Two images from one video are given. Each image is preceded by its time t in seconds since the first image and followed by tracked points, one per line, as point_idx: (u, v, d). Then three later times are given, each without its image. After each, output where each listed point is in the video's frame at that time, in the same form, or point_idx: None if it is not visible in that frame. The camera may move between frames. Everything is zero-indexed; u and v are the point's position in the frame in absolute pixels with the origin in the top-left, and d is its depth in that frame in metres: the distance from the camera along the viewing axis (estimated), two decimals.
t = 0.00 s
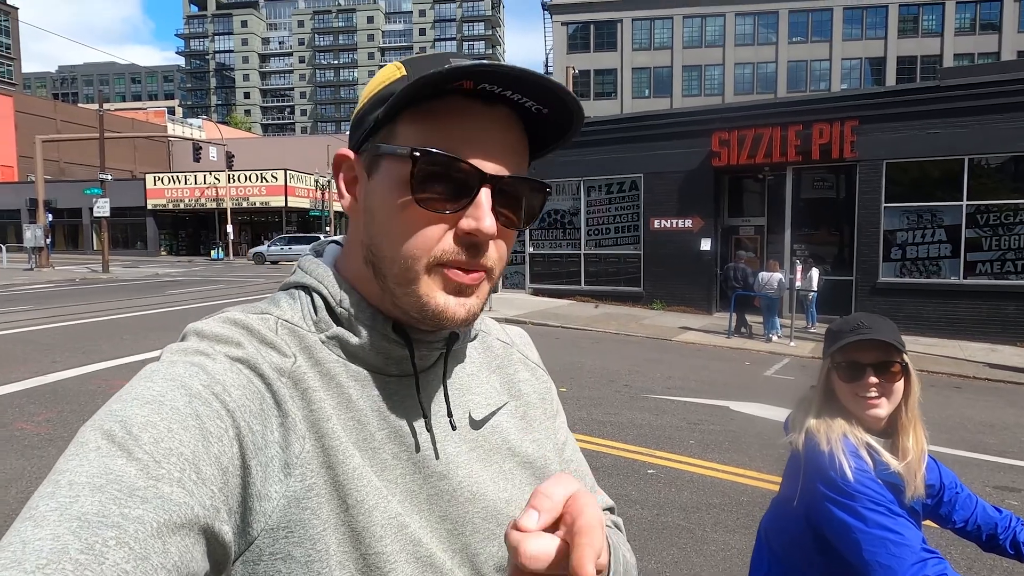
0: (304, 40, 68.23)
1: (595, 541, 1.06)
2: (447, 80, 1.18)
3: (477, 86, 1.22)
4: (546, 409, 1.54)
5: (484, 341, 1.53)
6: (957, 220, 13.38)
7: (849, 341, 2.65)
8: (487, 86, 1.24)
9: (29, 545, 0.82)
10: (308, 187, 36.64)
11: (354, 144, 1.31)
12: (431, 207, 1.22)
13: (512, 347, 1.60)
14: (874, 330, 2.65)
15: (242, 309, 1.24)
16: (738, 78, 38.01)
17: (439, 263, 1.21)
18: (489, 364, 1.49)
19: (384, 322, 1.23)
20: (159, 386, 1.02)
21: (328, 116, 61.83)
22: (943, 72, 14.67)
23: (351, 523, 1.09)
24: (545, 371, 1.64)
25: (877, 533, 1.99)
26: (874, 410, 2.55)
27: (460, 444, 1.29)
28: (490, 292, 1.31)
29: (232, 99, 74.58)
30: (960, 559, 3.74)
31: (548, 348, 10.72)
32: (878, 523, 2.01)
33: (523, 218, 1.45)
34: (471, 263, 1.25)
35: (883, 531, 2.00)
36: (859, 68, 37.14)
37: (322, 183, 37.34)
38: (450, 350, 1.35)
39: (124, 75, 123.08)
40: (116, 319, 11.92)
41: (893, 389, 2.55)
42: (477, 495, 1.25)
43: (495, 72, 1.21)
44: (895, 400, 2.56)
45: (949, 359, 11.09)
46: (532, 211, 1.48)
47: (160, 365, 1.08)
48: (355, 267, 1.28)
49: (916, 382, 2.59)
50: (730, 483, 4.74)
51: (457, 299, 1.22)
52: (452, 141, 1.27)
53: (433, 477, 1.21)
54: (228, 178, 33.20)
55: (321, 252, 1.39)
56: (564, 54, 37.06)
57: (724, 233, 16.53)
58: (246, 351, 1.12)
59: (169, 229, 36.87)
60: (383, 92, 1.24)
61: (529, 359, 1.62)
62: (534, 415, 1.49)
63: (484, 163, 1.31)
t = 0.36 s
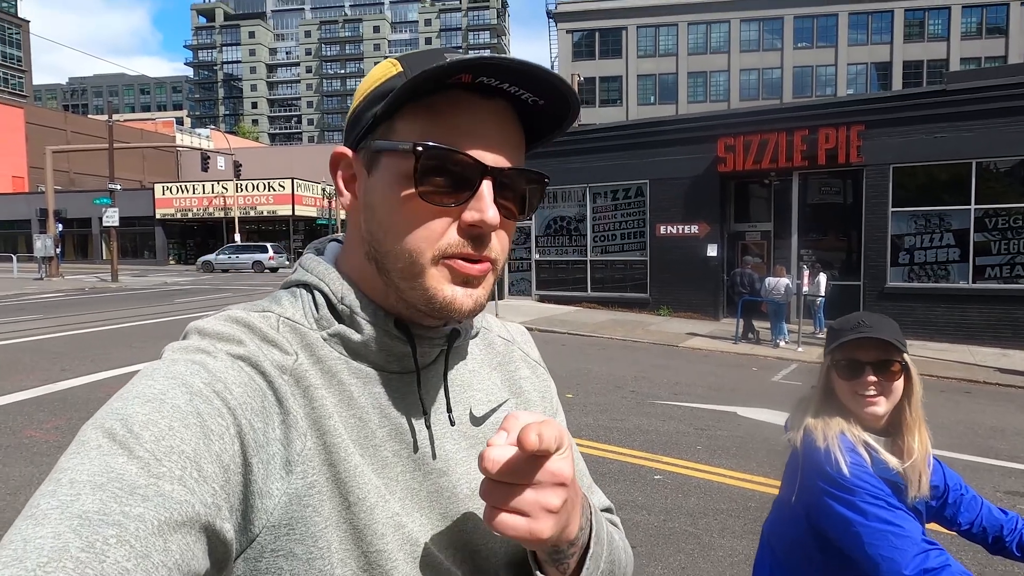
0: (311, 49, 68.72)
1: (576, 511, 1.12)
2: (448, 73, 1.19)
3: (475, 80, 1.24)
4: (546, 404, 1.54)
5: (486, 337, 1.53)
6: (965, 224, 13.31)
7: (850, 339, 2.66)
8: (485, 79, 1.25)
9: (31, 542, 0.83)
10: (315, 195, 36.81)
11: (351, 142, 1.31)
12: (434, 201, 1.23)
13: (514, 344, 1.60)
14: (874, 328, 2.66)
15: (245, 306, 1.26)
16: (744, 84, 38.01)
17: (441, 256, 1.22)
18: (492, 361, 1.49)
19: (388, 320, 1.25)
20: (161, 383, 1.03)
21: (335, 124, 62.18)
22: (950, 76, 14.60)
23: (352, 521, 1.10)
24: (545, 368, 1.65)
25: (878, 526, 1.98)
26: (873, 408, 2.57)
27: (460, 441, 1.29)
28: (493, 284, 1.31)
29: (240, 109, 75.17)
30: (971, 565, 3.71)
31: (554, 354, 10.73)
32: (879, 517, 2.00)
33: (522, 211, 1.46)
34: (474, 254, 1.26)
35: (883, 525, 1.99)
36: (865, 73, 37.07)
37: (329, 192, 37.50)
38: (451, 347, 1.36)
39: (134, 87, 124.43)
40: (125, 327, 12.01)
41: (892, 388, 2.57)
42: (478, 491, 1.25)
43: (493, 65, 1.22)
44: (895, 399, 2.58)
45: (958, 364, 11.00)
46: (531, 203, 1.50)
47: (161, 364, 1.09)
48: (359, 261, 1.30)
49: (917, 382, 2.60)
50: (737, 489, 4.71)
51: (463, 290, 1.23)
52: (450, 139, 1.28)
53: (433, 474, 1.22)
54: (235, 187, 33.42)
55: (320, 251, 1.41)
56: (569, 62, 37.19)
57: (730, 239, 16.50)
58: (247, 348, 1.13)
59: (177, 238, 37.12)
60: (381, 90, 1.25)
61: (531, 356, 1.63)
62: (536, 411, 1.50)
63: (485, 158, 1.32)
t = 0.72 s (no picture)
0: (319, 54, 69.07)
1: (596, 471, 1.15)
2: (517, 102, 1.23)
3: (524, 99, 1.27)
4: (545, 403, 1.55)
5: (486, 335, 1.54)
6: (979, 219, 13.18)
7: (826, 328, 2.73)
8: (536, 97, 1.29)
9: (29, 543, 0.84)
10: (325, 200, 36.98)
11: (376, 159, 1.22)
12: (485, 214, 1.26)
13: (513, 341, 1.60)
14: (849, 316, 2.72)
15: (243, 309, 1.27)
16: (752, 81, 37.79)
17: (501, 265, 1.28)
18: (489, 358, 1.49)
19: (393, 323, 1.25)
20: (159, 385, 1.04)
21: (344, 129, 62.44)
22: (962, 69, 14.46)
23: (352, 520, 1.10)
24: (546, 364, 1.65)
25: (801, 507, 2.13)
26: (849, 391, 2.62)
27: (459, 440, 1.30)
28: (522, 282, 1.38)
29: (250, 115, 75.71)
30: (988, 564, 3.68)
31: (565, 354, 10.71)
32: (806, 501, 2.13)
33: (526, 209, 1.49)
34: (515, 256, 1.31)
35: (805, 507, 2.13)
36: (876, 68, 36.74)
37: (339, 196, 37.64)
38: (451, 348, 1.35)
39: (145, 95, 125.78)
40: (138, 333, 12.10)
41: (867, 372, 2.62)
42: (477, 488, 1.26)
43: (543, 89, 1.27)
44: (869, 382, 2.62)
45: (973, 360, 10.88)
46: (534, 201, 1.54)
47: (160, 365, 1.10)
48: (395, 280, 1.26)
49: (892, 363, 2.65)
50: (748, 488, 4.68)
51: (508, 290, 1.30)
52: (491, 148, 1.27)
53: (432, 473, 1.23)
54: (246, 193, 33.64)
55: (320, 249, 1.44)
56: (577, 62, 37.13)
57: (740, 237, 16.40)
58: (245, 350, 1.14)
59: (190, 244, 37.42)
60: (421, 103, 1.19)
61: (530, 353, 1.62)
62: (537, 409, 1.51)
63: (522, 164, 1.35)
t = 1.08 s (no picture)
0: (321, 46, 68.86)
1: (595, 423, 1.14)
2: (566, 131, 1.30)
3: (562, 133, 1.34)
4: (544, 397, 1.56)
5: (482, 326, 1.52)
6: (982, 216, 13.16)
7: (803, 319, 2.77)
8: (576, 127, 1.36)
9: (29, 542, 0.84)
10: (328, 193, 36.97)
11: (427, 160, 1.20)
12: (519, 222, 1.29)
13: (507, 332, 1.60)
14: (827, 304, 2.75)
15: (243, 305, 1.28)
16: (756, 76, 37.62)
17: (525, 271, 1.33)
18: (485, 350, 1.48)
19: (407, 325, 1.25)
20: (161, 382, 1.04)
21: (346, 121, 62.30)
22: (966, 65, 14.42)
23: (352, 519, 1.11)
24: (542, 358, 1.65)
25: (749, 498, 2.30)
26: (825, 377, 2.64)
27: (459, 434, 1.31)
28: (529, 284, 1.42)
29: (252, 107, 75.58)
30: (984, 560, 3.70)
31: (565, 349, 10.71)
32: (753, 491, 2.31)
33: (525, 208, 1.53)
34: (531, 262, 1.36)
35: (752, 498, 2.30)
36: (881, 63, 36.61)
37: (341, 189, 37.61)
38: (451, 346, 1.35)
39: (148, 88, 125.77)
40: (139, 324, 12.11)
41: (845, 359, 2.66)
42: (476, 483, 1.27)
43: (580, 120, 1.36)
44: (845, 369, 2.65)
45: (974, 357, 10.88)
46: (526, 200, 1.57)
47: (161, 362, 1.10)
48: (427, 279, 1.26)
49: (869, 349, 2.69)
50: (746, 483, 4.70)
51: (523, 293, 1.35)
52: (536, 164, 1.31)
53: (435, 468, 1.24)
54: (248, 185, 33.62)
55: (316, 246, 1.42)
56: (580, 56, 36.97)
57: (742, 232, 16.38)
58: (247, 347, 1.14)
59: (192, 236, 37.41)
60: (481, 115, 1.20)
61: (522, 343, 1.63)
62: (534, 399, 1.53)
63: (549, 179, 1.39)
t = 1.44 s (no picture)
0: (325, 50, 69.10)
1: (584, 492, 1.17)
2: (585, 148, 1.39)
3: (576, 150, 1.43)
4: (545, 398, 1.54)
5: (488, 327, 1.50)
6: (992, 206, 13.05)
7: (807, 311, 2.74)
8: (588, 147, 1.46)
9: (29, 543, 0.85)
10: (334, 196, 37.09)
11: (467, 166, 1.23)
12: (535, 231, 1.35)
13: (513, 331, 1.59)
14: (832, 297, 2.71)
15: (245, 305, 1.28)
16: (760, 70, 37.44)
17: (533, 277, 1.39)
18: (489, 351, 1.47)
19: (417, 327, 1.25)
20: (160, 382, 1.04)
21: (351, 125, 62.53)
22: (974, 53, 14.28)
23: (353, 518, 1.11)
24: (544, 357, 1.64)
25: (753, 492, 2.33)
26: (831, 372, 2.61)
27: (461, 433, 1.30)
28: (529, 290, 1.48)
29: (257, 113, 75.94)
30: (1000, 552, 3.66)
31: (574, 348, 10.70)
32: (757, 483, 2.33)
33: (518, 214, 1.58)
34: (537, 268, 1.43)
35: (758, 490, 2.32)
36: (886, 55, 36.36)
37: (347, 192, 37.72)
38: (453, 344, 1.34)
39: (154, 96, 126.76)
40: (148, 331, 12.19)
41: (850, 353, 2.62)
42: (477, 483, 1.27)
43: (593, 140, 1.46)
44: (852, 363, 2.61)
45: (985, 348, 10.79)
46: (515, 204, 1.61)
47: (161, 363, 1.10)
48: (447, 281, 1.29)
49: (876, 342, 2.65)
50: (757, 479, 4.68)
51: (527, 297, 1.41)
52: (554, 173, 1.37)
53: (436, 468, 1.23)
54: (255, 190, 33.79)
55: (318, 246, 1.41)
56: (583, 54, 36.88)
57: (749, 227, 16.27)
58: (246, 348, 1.14)
59: (200, 242, 37.62)
60: (516, 123, 1.26)
61: (529, 345, 1.62)
62: (538, 397, 1.52)
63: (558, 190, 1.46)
